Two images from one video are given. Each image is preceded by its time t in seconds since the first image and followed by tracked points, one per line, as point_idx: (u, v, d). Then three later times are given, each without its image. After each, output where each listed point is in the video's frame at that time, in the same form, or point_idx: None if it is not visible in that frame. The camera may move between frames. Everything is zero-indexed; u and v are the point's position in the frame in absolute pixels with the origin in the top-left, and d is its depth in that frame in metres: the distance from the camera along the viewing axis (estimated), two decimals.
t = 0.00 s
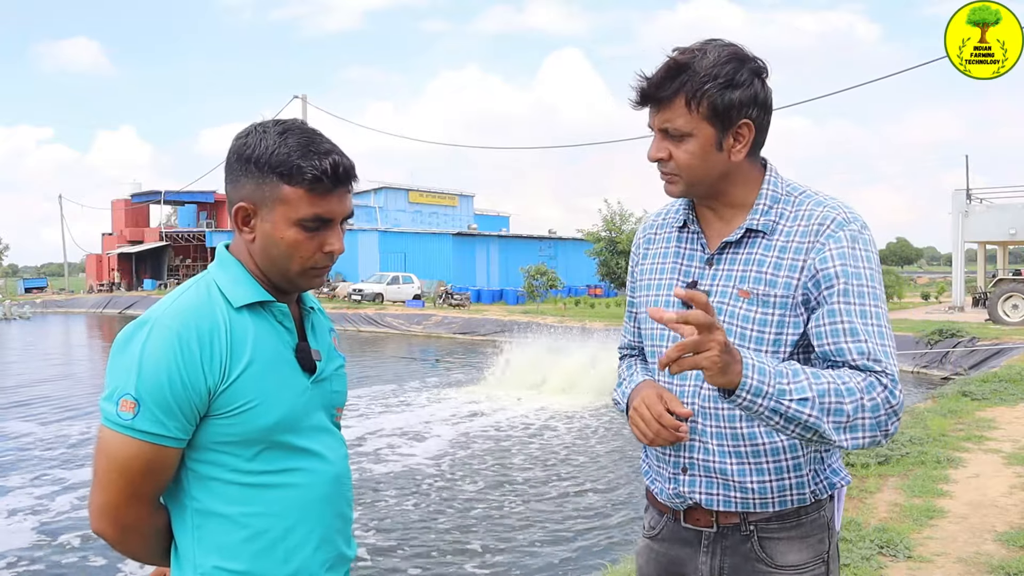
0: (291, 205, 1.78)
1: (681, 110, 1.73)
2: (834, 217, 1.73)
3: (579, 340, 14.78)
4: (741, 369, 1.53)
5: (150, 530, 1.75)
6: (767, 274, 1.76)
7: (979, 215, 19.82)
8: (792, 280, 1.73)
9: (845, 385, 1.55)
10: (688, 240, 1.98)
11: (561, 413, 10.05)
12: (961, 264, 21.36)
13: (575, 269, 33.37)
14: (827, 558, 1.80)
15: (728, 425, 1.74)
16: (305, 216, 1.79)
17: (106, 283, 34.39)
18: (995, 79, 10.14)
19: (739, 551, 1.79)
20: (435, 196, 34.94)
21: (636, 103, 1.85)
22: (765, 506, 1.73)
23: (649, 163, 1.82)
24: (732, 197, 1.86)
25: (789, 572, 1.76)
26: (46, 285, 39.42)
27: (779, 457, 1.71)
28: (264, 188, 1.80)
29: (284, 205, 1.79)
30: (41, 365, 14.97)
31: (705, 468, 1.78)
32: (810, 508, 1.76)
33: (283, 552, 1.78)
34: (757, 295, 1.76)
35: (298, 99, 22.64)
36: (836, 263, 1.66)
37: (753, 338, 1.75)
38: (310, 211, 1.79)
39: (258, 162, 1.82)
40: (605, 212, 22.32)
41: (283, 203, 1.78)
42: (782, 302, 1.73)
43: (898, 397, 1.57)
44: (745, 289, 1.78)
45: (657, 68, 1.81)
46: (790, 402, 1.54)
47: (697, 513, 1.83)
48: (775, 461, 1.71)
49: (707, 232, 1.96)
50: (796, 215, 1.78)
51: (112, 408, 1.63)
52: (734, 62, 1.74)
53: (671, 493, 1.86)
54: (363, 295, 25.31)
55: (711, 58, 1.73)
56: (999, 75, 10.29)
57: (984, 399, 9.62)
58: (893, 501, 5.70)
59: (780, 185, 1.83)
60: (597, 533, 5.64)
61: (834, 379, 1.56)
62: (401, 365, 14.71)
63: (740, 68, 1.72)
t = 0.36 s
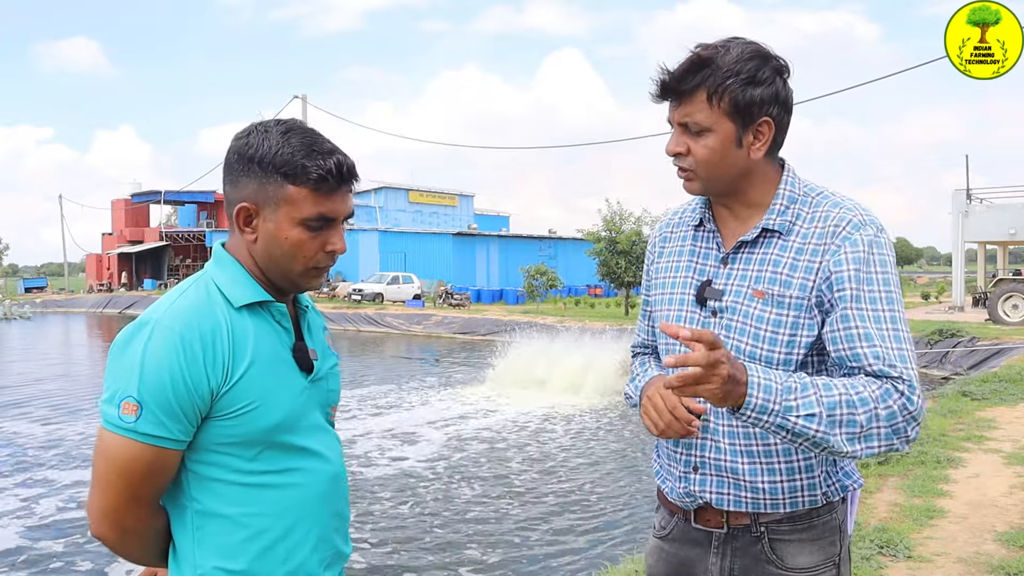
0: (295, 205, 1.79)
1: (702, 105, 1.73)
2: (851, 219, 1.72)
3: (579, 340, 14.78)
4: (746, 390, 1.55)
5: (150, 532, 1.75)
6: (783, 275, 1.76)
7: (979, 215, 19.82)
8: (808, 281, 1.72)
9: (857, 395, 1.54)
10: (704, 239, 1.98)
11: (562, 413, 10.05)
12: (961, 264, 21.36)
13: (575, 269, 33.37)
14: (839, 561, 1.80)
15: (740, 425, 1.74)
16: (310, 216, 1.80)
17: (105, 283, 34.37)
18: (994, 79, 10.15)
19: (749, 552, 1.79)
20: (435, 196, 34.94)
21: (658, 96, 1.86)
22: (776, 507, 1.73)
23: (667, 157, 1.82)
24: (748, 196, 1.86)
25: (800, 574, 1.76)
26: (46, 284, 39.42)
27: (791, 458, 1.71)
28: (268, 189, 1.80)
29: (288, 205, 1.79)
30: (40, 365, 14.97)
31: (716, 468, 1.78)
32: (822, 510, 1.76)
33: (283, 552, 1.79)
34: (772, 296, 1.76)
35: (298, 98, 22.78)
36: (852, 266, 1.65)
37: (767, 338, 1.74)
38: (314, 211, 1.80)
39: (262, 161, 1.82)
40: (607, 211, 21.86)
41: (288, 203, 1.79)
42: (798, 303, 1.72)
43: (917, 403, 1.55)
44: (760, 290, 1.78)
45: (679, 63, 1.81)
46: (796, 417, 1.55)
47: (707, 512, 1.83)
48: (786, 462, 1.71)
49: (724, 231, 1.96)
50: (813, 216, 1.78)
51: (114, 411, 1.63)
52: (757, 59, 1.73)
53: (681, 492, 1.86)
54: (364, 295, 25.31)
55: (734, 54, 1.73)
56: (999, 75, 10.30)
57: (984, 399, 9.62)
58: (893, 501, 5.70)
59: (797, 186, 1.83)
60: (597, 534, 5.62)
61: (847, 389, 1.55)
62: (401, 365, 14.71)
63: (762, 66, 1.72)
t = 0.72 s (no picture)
0: (293, 202, 1.78)
1: (716, 104, 1.71)
2: (863, 215, 1.71)
3: (579, 339, 14.78)
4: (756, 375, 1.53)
5: (157, 532, 1.75)
6: (793, 273, 1.75)
7: (979, 215, 19.81)
8: (819, 280, 1.71)
9: (885, 361, 1.48)
10: (715, 237, 1.97)
11: (561, 413, 10.03)
12: (961, 264, 21.35)
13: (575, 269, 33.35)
14: (843, 560, 1.78)
15: (746, 422, 1.73)
16: (308, 211, 1.80)
17: (105, 283, 34.37)
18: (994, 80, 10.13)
19: (754, 552, 1.78)
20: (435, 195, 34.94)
21: (670, 97, 1.84)
22: (782, 506, 1.72)
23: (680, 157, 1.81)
24: (759, 196, 1.85)
25: (804, 574, 1.75)
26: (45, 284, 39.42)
27: (796, 456, 1.70)
28: (264, 187, 1.79)
29: (287, 201, 1.78)
30: (40, 365, 14.96)
31: (722, 465, 1.77)
32: (827, 509, 1.74)
33: (289, 547, 1.78)
34: (782, 293, 1.75)
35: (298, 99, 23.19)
36: (865, 259, 1.64)
37: (776, 336, 1.73)
38: (312, 206, 1.80)
39: (258, 159, 1.81)
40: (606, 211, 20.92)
41: (285, 200, 1.78)
42: (807, 301, 1.71)
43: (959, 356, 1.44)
44: (770, 287, 1.77)
45: (692, 63, 1.80)
46: (819, 391, 1.51)
47: (712, 512, 1.82)
48: (792, 460, 1.70)
49: (733, 230, 1.95)
50: (824, 214, 1.77)
51: (119, 412, 1.62)
52: (770, 59, 1.72)
53: (686, 489, 1.85)
54: (364, 295, 25.30)
55: (746, 54, 1.72)
56: (999, 76, 10.28)
57: (984, 399, 9.61)
58: (893, 501, 5.69)
59: (807, 184, 1.82)
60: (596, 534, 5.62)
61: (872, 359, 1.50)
62: (401, 365, 14.71)
63: (774, 65, 1.71)
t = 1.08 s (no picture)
0: (293, 200, 1.80)
1: (719, 104, 1.72)
2: (862, 219, 1.72)
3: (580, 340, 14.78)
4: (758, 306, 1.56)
5: (173, 531, 1.76)
6: (794, 274, 1.75)
7: (979, 215, 19.81)
8: (820, 281, 1.71)
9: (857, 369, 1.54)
10: (717, 239, 2.00)
11: (561, 413, 10.04)
12: (961, 264, 21.35)
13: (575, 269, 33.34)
14: (845, 561, 1.79)
15: (749, 422, 1.74)
16: (309, 207, 1.81)
17: (105, 283, 34.35)
18: (995, 79, 10.11)
19: (757, 552, 1.78)
20: (435, 196, 34.94)
21: (673, 97, 1.85)
22: (783, 506, 1.72)
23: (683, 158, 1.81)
24: (762, 197, 1.86)
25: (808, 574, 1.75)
26: (46, 284, 39.43)
27: (798, 456, 1.70)
28: (264, 187, 1.80)
29: (287, 200, 1.80)
30: (39, 365, 14.96)
31: (724, 465, 1.78)
32: (830, 509, 1.75)
33: (301, 543, 1.79)
34: (783, 294, 1.75)
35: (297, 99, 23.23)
36: (863, 264, 1.65)
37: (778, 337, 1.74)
38: (312, 202, 1.81)
39: (257, 161, 1.82)
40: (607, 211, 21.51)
41: (285, 198, 1.79)
42: (808, 302, 1.72)
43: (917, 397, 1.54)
44: (772, 288, 1.77)
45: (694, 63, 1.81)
46: (790, 364, 1.54)
47: (715, 512, 1.83)
48: (794, 459, 1.71)
49: (738, 230, 1.96)
50: (826, 216, 1.77)
51: (130, 417, 1.63)
52: (771, 58, 1.73)
53: (689, 490, 1.85)
54: (364, 295, 25.29)
55: (748, 54, 1.73)
56: (999, 75, 10.29)
57: (984, 399, 9.62)
58: (893, 501, 5.70)
59: (810, 185, 1.82)
60: (598, 534, 5.63)
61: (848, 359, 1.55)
62: (401, 365, 14.72)
63: (776, 63, 1.72)
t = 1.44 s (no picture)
0: (292, 199, 1.81)
1: (724, 103, 1.73)
2: (863, 216, 1.72)
3: (579, 339, 14.78)
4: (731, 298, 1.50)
5: (179, 520, 1.79)
6: (795, 272, 1.76)
7: (979, 215, 19.82)
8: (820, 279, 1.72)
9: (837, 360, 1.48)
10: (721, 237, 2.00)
11: (561, 412, 10.05)
12: (961, 264, 21.37)
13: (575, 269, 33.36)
14: (847, 561, 1.80)
15: (750, 421, 1.76)
16: (307, 206, 1.82)
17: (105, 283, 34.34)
18: (995, 80, 10.12)
19: (758, 552, 1.79)
20: (435, 196, 34.95)
21: (676, 97, 1.86)
22: (784, 505, 1.73)
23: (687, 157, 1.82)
24: (764, 197, 1.87)
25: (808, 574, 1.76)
26: (46, 284, 39.43)
27: (799, 455, 1.71)
28: (263, 189, 1.82)
29: (285, 199, 1.81)
30: (40, 365, 14.97)
31: (725, 463, 1.79)
32: (831, 510, 1.76)
33: (302, 538, 1.79)
34: (783, 292, 1.77)
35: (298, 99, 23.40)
36: (855, 256, 1.65)
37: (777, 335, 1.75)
38: (310, 200, 1.82)
39: (254, 163, 1.84)
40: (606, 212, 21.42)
41: (284, 197, 1.81)
42: (807, 300, 1.73)
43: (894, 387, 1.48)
44: (772, 287, 1.79)
45: (698, 63, 1.82)
46: (767, 361, 1.48)
47: (716, 511, 1.84)
48: (794, 459, 1.71)
49: (741, 231, 1.98)
50: (828, 215, 1.78)
51: (135, 413, 1.66)
52: (775, 57, 1.75)
53: (690, 489, 1.87)
54: (364, 295, 25.30)
55: (752, 53, 1.74)
56: (999, 75, 10.30)
57: (983, 399, 9.63)
58: (893, 501, 5.71)
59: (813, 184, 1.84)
60: (599, 534, 5.65)
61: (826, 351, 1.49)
62: (401, 365, 14.73)
63: (779, 62, 1.73)
